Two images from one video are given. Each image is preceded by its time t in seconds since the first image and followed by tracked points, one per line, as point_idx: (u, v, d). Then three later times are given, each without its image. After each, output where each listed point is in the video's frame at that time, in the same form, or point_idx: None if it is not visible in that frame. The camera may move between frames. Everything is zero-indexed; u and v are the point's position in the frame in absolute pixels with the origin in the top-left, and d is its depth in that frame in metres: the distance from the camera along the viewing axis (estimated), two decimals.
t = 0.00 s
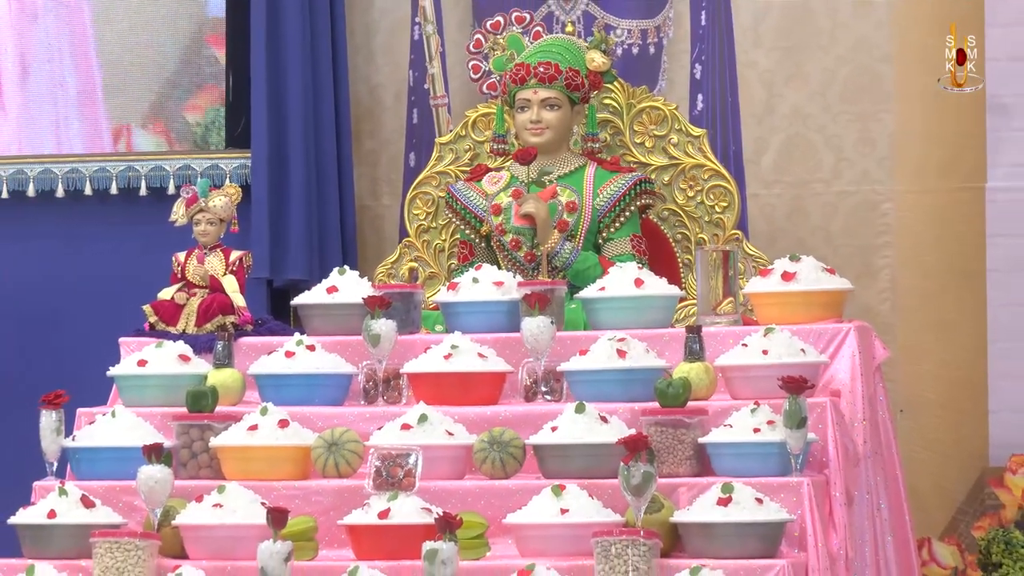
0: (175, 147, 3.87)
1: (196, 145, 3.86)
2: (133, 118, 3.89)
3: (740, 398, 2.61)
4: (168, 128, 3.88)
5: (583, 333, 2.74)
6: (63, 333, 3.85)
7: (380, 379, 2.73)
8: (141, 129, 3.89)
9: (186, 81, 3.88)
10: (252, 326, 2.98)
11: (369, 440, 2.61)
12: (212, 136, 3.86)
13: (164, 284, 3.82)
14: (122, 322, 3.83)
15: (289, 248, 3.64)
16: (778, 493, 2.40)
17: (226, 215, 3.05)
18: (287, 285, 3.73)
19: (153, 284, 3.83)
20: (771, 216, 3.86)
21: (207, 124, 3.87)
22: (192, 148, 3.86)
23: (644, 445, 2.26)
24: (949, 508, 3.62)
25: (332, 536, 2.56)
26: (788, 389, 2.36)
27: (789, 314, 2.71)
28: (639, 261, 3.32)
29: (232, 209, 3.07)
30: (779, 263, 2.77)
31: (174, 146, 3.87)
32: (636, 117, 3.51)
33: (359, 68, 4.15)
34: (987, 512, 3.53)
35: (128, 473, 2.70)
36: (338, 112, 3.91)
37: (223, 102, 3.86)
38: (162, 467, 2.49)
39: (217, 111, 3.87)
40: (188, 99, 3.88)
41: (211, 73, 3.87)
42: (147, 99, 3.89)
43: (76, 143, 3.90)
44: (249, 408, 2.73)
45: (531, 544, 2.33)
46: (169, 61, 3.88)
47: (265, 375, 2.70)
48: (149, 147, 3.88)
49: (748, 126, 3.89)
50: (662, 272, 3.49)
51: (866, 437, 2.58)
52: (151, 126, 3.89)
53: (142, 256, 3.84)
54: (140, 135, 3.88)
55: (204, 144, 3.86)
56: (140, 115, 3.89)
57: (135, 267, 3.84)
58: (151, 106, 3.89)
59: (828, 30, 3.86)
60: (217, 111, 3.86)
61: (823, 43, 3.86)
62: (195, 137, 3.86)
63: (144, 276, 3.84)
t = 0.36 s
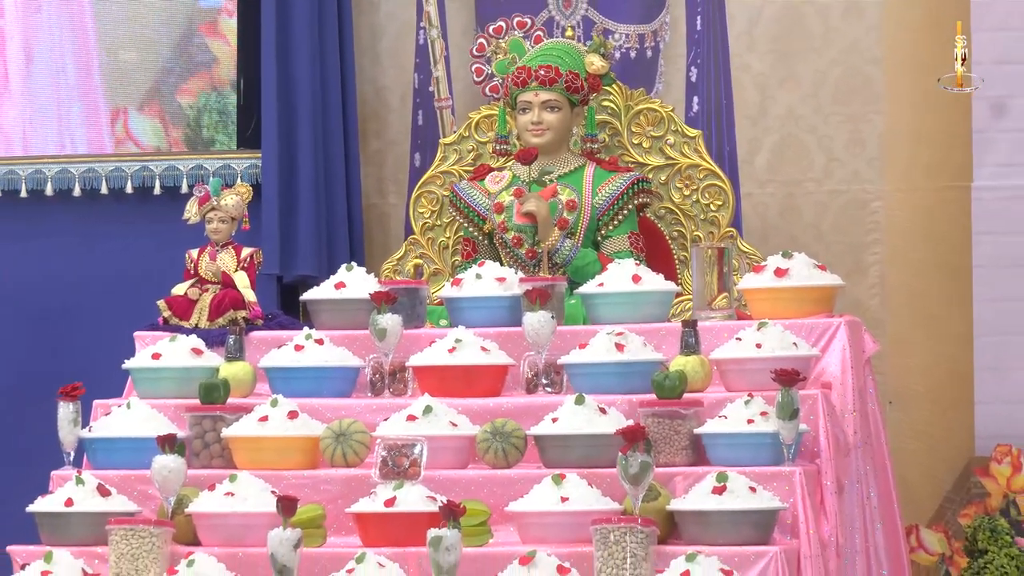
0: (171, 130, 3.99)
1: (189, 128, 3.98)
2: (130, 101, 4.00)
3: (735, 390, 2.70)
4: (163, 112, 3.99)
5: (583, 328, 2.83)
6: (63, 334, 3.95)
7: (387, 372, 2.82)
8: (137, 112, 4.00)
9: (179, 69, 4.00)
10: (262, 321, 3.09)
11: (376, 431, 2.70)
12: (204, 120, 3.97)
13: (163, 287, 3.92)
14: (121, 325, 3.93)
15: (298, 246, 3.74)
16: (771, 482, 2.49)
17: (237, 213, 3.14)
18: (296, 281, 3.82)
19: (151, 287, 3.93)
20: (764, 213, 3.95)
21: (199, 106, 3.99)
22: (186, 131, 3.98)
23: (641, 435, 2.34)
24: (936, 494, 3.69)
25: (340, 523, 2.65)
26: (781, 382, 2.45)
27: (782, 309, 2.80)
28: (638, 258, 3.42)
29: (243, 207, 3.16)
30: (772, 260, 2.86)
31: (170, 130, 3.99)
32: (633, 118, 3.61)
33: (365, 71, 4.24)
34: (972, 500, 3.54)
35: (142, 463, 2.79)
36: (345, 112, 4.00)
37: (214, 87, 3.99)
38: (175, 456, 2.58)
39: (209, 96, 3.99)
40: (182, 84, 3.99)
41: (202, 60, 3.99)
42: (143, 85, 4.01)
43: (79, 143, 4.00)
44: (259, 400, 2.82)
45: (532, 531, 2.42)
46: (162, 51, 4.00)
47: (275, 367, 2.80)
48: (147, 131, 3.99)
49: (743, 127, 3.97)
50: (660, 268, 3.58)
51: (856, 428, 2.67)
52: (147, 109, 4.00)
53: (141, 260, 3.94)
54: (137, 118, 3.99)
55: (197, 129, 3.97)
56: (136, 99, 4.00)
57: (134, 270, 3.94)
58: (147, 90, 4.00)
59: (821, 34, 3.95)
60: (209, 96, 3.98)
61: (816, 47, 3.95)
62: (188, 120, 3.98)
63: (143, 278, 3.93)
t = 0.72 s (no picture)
0: (172, 113, 4.10)
1: (189, 112, 4.09)
2: (133, 86, 4.11)
3: (733, 381, 2.79)
4: (165, 96, 4.11)
5: (586, 321, 2.93)
6: (72, 331, 4.06)
7: (397, 364, 2.92)
8: (141, 98, 4.11)
9: (178, 57, 4.11)
10: (276, 314, 3.18)
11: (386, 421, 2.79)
12: (204, 105, 4.08)
13: (169, 289, 4.02)
14: (127, 324, 4.04)
15: (311, 241, 3.83)
16: (769, 470, 2.58)
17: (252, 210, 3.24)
18: (309, 276, 3.91)
19: (158, 288, 4.03)
20: (762, 209, 4.04)
21: (198, 92, 4.10)
22: (186, 115, 4.10)
23: (643, 426, 2.44)
24: (929, 482, 3.76)
25: (352, 510, 2.75)
26: (778, 374, 2.52)
27: (780, 303, 2.90)
28: (639, 253, 3.51)
29: (258, 204, 3.27)
30: (770, 255, 2.95)
31: (171, 113, 4.10)
32: (635, 118, 3.70)
33: (376, 73, 4.33)
34: (965, 488, 3.67)
35: (161, 451, 2.89)
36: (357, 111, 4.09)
37: (212, 73, 4.09)
38: (192, 445, 2.67)
39: (208, 81, 4.09)
40: (182, 71, 4.11)
41: (200, 48, 4.10)
42: (146, 71, 4.11)
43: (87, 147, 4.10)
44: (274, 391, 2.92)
45: (538, 517, 2.52)
46: (162, 38, 4.11)
47: (289, 359, 2.89)
48: (150, 115, 4.11)
49: (742, 126, 4.07)
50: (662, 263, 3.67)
51: (850, 417, 2.76)
52: (149, 94, 4.11)
53: (147, 261, 4.04)
54: (140, 102, 4.10)
55: (197, 113, 4.09)
56: (140, 84, 4.11)
57: (141, 270, 4.04)
58: (150, 75, 4.11)
59: (816, 37, 4.05)
60: (207, 81, 4.09)
61: (811, 49, 4.05)
62: (188, 104, 4.09)
63: (149, 279, 4.04)
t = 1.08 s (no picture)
0: (180, 95, 4.20)
1: (197, 95, 4.19)
2: (143, 70, 4.21)
3: (735, 371, 2.89)
4: (173, 79, 4.20)
5: (593, 313, 3.02)
6: (76, 328, 4.17)
7: (410, 355, 3.02)
8: (151, 80, 4.21)
9: (186, 41, 4.20)
10: (293, 307, 3.29)
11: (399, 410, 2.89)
12: (210, 87, 4.18)
13: (169, 288, 4.13)
14: (129, 323, 4.15)
15: (326, 237, 3.93)
16: (770, 458, 2.66)
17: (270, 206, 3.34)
18: (324, 270, 4.02)
19: (158, 288, 4.14)
20: (763, 206, 4.15)
21: (205, 76, 4.20)
22: (193, 97, 4.19)
23: (647, 415, 2.53)
24: (924, 470, 3.84)
25: (365, 496, 2.84)
26: (778, 364, 2.62)
27: (780, 296, 2.99)
28: (644, 248, 3.60)
29: (275, 201, 3.37)
30: (771, 250, 3.04)
31: (178, 95, 4.20)
32: (640, 117, 3.80)
33: (389, 74, 4.42)
34: (958, 476, 3.76)
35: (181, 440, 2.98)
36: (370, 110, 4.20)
37: (218, 57, 4.18)
38: (212, 434, 2.77)
39: (213, 65, 4.19)
40: (189, 56, 4.20)
41: (208, 34, 4.19)
42: (155, 54, 4.20)
43: (105, 139, 4.19)
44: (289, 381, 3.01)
45: (546, 503, 2.61)
46: (173, 22, 4.20)
47: (305, 351, 2.99)
48: (159, 97, 4.20)
49: (743, 125, 4.17)
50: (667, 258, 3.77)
51: (848, 406, 2.86)
52: (159, 77, 4.21)
53: (148, 261, 4.15)
54: (151, 85, 4.20)
55: (202, 94, 4.19)
56: (150, 67, 4.20)
57: (141, 271, 4.15)
58: (159, 59, 4.20)
59: (815, 39, 4.13)
60: (213, 66, 4.18)
61: (809, 50, 4.14)
62: (195, 87, 4.19)
63: (149, 279, 4.15)
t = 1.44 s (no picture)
0: (191, 79, 4.31)
1: (206, 79, 4.31)
2: (156, 56, 4.31)
3: (734, 363, 2.98)
4: (184, 65, 4.31)
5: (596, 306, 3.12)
6: (82, 325, 4.28)
7: (419, 347, 3.12)
8: (163, 66, 4.31)
9: (197, 29, 4.30)
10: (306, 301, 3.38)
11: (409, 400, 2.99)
12: (219, 72, 4.29)
13: (181, 282, 4.24)
14: (139, 318, 4.26)
15: (337, 232, 4.02)
16: (767, 446, 2.76)
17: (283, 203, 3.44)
18: (336, 265, 4.11)
19: (169, 281, 4.24)
20: (762, 202, 4.24)
21: (214, 62, 4.30)
22: (204, 81, 4.30)
23: (649, 405, 2.63)
24: (917, 458, 3.96)
25: (376, 484, 2.93)
26: (776, 356, 2.73)
27: (777, 289, 3.09)
28: (646, 244, 3.70)
29: (288, 198, 3.48)
30: (769, 245, 3.14)
31: (190, 80, 4.31)
32: (642, 117, 3.89)
33: (399, 73, 4.52)
34: (950, 463, 3.87)
35: (197, 430, 3.09)
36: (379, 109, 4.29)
37: (227, 44, 4.29)
38: (228, 423, 2.86)
39: (222, 52, 4.30)
40: (200, 42, 4.30)
41: (217, 22, 4.30)
42: (168, 40, 4.31)
43: (120, 125, 4.30)
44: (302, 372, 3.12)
45: (551, 491, 2.71)
46: (183, 10, 4.31)
47: (318, 343, 3.09)
48: (171, 81, 4.31)
49: (742, 125, 4.26)
50: (668, 253, 3.86)
51: (843, 397, 2.96)
52: (171, 63, 4.31)
53: (157, 257, 4.25)
54: (163, 71, 4.30)
55: (212, 79, 4.30)
56: (162, 53, 4.31)
57: (150, 262, 4.25)
58: (171, 46, 4.31)
59: (811, 39, 4.22)
60: (222, 52, 4.29)
61: (806, 51, 4.22)
62: (204, 72, 4.30)
63: (156, 273, 4.25)
